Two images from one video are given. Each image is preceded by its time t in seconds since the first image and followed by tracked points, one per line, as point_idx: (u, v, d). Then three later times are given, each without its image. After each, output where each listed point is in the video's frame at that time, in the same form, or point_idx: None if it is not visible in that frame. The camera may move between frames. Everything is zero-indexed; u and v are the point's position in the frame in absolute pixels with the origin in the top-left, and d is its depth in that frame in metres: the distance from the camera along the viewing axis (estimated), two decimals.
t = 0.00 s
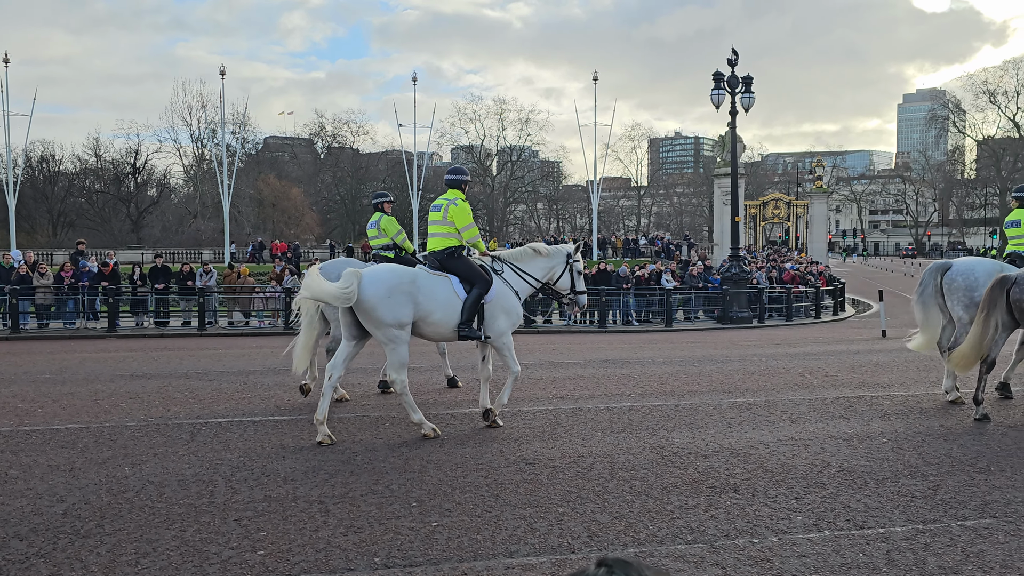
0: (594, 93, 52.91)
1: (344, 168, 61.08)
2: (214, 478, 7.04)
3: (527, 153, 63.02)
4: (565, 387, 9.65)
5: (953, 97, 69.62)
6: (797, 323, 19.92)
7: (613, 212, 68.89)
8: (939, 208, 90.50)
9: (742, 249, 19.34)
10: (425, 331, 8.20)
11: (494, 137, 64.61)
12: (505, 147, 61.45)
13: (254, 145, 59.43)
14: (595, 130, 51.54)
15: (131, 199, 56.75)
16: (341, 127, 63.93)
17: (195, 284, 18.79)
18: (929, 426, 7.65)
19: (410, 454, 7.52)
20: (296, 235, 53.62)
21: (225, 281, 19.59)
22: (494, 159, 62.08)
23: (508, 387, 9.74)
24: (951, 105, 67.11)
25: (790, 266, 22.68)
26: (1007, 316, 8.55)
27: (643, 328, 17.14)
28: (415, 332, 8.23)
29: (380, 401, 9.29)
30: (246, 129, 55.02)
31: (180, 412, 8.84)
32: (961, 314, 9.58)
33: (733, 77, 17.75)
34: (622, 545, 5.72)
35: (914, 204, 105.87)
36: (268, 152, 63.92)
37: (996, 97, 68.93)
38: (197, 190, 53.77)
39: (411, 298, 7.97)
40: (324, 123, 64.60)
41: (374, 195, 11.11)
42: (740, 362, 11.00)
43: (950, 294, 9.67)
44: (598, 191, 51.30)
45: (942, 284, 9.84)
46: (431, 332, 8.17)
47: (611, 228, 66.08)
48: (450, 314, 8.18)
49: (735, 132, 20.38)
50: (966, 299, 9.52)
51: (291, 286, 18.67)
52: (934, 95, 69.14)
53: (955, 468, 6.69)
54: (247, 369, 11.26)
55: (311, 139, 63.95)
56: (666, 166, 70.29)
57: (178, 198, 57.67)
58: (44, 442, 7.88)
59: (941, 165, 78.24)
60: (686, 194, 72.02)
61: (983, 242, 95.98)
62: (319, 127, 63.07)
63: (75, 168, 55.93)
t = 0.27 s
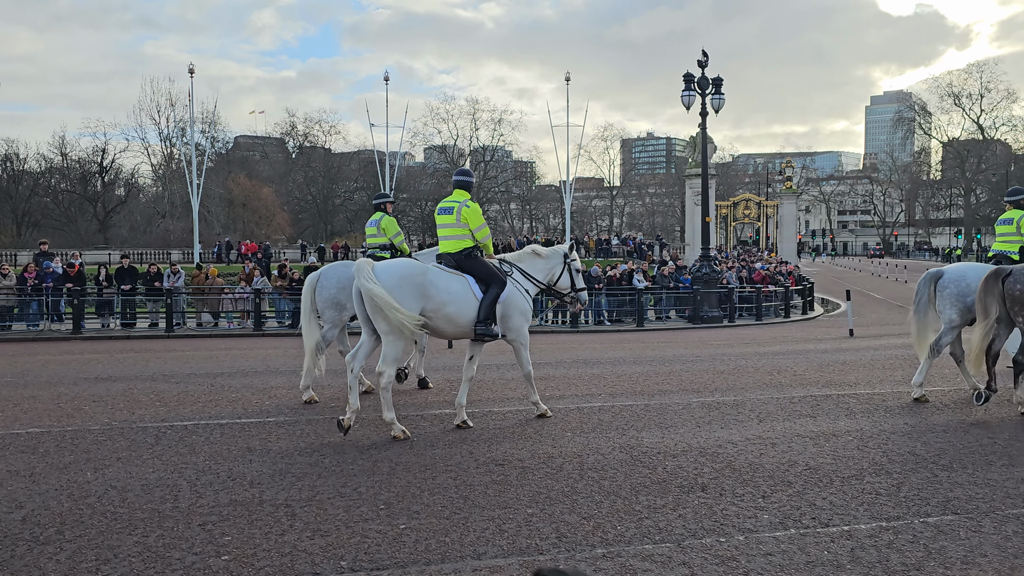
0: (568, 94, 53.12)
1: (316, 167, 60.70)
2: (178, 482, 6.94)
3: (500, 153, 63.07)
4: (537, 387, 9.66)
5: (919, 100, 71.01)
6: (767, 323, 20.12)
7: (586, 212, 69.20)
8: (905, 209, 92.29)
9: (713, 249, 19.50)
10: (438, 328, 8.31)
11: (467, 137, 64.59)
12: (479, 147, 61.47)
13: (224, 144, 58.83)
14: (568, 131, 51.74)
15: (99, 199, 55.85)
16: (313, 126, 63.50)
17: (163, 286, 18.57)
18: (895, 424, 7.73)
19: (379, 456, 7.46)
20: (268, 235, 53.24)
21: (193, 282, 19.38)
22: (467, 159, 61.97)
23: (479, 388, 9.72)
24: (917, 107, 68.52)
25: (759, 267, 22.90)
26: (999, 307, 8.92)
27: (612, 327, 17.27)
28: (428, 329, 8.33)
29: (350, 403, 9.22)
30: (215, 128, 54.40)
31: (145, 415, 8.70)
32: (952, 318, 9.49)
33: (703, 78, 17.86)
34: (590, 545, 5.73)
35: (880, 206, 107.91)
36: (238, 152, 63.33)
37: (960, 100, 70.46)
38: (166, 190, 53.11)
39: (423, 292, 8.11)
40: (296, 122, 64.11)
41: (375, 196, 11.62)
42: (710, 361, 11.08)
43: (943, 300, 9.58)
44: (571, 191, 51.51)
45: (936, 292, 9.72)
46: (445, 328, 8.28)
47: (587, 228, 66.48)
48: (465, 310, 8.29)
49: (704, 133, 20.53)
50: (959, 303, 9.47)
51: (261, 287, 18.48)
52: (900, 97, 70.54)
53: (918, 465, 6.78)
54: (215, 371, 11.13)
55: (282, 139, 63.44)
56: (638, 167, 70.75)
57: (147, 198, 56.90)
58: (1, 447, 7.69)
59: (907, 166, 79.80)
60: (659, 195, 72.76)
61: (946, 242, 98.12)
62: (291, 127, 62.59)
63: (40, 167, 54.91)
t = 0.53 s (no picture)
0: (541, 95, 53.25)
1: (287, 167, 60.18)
2: (141, 487, 6.84)
3: (472, 153, 62.99)
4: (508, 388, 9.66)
5: (886, 102, 72.20)
6: (737, 322, 20.27)
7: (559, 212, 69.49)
8: (873, 209, 93.86)
9: (683, 250, 19.59)
10: (444, 326, 8.38)
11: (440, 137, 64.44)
12: (452, 147, 61.26)
13: (193, 143, 58.11)
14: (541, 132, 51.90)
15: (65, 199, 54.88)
16: (284, 126, 62.97)
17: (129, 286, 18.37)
18: (861, 422, 7.81)
19: (346, 459, 7.41)
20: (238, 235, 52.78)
21: (161, 282, 19.19)
22: (440, 159, 61.75)
23: (449, 388, 9.69)
24: (884, 109, 69.68)
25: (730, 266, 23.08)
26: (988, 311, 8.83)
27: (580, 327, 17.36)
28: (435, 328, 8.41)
29: (318, 405, 9.13)
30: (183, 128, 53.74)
31: (109, 419, 8.58)
32: (950, 312, 9.75)
33: (673, 80, 17.92)
34: (558, 546, 5.72)
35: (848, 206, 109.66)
36: (208, 151, 62.64)
37: (926, 102, 71.80)
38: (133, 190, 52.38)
39: (431, 294, 8.14)
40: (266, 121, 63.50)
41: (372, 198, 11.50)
42: (679, 361, 11.14)
43: (940, 291, 9.86)
44: (544, 192, 51.69)
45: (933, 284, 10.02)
46: (452, 327, 8.36)
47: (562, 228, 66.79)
48: (472, 309, 8.40)
49: (674, 133, 20.64)
50: (954, 296, 9.75)
51: (229, 288, 18.30)
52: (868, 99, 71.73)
53: (883, 463, 6.85)
54: (180, 373, 11.00)
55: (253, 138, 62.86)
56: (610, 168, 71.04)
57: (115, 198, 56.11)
58: None
59: (875, 167, 81.14)
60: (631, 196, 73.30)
61: (914, 242, 99.74)
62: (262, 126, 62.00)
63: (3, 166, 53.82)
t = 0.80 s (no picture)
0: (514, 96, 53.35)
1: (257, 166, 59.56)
2: (104, 491, 6.72)
3: (446, 153, 62.82)
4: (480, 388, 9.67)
5: (854, 104, 73.17)
6: (707, 322, 20.42)
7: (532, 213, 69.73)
8: (841, 209, 95.39)
9: (654, 250, 19.67)
10: (446, 325, 8.54)
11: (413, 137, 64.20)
12: (424, 148, 61.05)
13: (161, 142, 57.25)
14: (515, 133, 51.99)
15: (29, 198, 53.73)
16: (254, 125, 62.31)
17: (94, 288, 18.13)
18: (827, 420, 7.90)
19: (314, 461, 7.36)
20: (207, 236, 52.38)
21: (127, 283, 18.95)
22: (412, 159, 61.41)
23: (422, 390, 9.66)
24: (852, 111, 70.79)
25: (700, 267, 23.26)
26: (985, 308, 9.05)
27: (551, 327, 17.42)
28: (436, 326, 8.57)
29: (287, 407, 9.03)
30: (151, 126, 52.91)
31: (71, 422, 8.42)
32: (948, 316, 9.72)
33: (644, 80, 18.01)
34: (526, 546, 5.71)
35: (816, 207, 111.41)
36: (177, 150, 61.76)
37: (892, 105, 73.14)
38: (100, 190, 51.49)
39: (436, 295, 8.29)
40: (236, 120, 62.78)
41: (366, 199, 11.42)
42: (648, 360, 11.20)
43: (934, 297, 9.79)
44: (517, 193, 51.74)
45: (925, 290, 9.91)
46: (453, 325, 8.52)
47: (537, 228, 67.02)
48: (472, 308, 8.56)
49: (645, 134, 20.76)
50: (949, 301, 9.69)
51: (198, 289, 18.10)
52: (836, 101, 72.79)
53: (848, 461, 6.94)
54: (146, 375, 10.83)
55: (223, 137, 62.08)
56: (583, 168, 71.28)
57: (80, 197, 55.09)
58: None
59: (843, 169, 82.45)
60: (602, 196, 73.81)
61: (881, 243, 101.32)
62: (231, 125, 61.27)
63: None
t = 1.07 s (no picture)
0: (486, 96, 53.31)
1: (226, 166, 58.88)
2: (66, 497, 6.58)
3: (417, 153, 62.55)
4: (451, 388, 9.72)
5: (821, 107, 74.17)
6: (678, 322, 20.56)
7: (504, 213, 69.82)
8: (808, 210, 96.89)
9: (625, 250, 19.73)
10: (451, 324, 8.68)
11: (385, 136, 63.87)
12: (396, 148, 60.70)
13: (127, 140, 56.27)
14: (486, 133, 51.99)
15: None
16: (223, 124, 61.55)
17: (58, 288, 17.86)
18: (794, 419, 8.00)
19: (283, 463, 7.29)
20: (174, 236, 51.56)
21: (92, 283, 18.68)
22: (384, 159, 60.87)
23: (393, 391, 9.61)
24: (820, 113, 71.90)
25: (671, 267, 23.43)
26: (980, 306, 9.23)
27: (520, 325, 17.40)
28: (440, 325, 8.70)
29: (256, 409, 8.92)
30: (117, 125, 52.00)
31: (32, 426, 8.25)
32: (935, 309, 10.05)
33: (614, 81, 18.09)
34: (496, 548, 5.70)
35: (783, 207, 112.91)
36: (144, 149, 60.77)
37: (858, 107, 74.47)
38: (65, 189, 50.48)
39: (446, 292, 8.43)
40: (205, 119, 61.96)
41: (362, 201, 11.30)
42: (619, 360, 11.25)
43: (925, 292, 10.11)
44: (489, 193, 51.73)
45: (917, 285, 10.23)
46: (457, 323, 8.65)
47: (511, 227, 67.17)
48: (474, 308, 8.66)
49: (615, 135, 20.86)
50: (939, 296, 10.02)
51: (165, 290, 17.88)
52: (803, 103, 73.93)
53: (815, 459, 7.03)
54: (111, 378, 10.64)
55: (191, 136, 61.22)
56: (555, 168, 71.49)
57: (44, 197, 53.93)
58: None
59: (811, 170, 83.75)
60: (573, 196, 74.17)
61: (847, 243, 102.96)
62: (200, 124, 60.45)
63: None
